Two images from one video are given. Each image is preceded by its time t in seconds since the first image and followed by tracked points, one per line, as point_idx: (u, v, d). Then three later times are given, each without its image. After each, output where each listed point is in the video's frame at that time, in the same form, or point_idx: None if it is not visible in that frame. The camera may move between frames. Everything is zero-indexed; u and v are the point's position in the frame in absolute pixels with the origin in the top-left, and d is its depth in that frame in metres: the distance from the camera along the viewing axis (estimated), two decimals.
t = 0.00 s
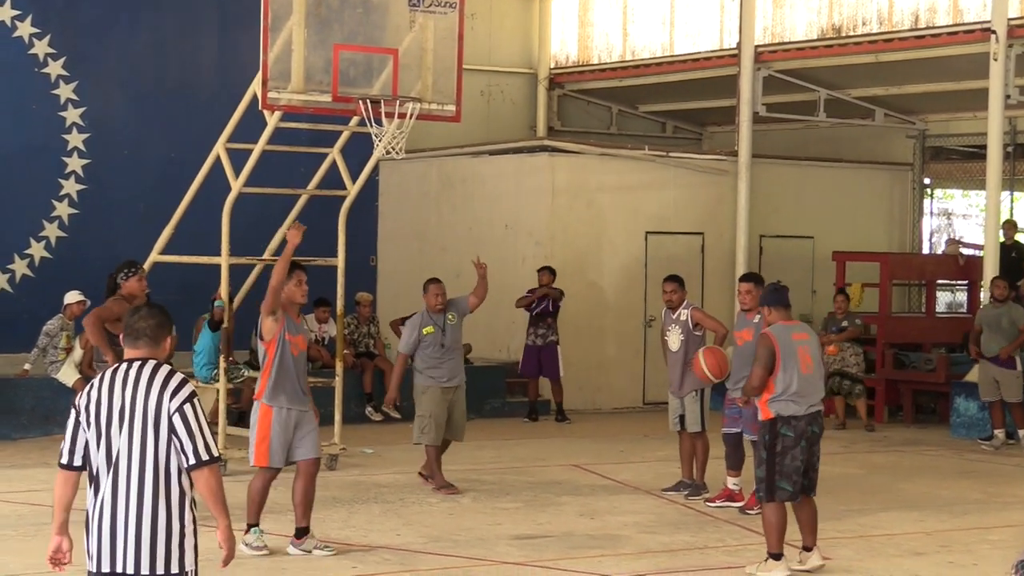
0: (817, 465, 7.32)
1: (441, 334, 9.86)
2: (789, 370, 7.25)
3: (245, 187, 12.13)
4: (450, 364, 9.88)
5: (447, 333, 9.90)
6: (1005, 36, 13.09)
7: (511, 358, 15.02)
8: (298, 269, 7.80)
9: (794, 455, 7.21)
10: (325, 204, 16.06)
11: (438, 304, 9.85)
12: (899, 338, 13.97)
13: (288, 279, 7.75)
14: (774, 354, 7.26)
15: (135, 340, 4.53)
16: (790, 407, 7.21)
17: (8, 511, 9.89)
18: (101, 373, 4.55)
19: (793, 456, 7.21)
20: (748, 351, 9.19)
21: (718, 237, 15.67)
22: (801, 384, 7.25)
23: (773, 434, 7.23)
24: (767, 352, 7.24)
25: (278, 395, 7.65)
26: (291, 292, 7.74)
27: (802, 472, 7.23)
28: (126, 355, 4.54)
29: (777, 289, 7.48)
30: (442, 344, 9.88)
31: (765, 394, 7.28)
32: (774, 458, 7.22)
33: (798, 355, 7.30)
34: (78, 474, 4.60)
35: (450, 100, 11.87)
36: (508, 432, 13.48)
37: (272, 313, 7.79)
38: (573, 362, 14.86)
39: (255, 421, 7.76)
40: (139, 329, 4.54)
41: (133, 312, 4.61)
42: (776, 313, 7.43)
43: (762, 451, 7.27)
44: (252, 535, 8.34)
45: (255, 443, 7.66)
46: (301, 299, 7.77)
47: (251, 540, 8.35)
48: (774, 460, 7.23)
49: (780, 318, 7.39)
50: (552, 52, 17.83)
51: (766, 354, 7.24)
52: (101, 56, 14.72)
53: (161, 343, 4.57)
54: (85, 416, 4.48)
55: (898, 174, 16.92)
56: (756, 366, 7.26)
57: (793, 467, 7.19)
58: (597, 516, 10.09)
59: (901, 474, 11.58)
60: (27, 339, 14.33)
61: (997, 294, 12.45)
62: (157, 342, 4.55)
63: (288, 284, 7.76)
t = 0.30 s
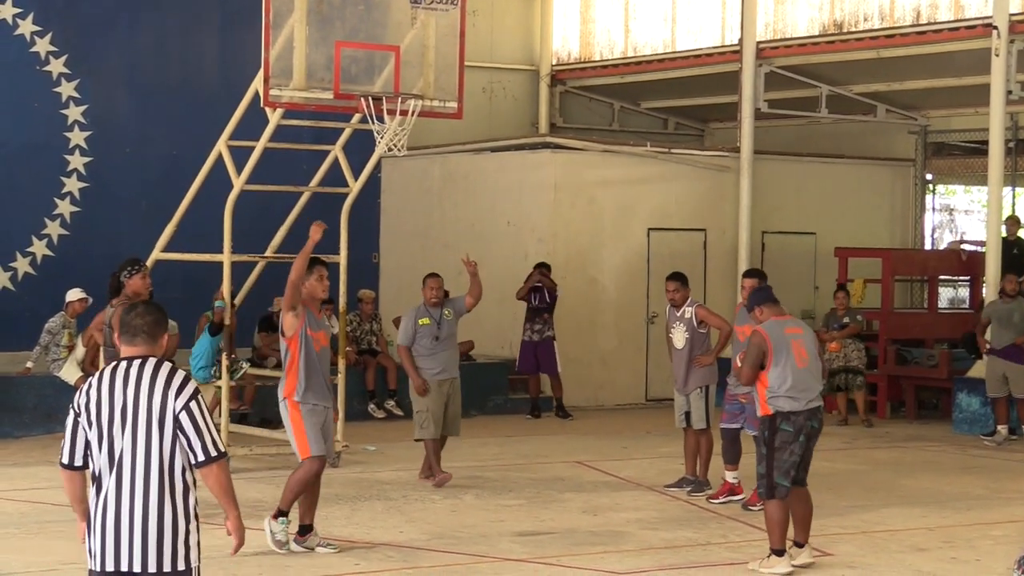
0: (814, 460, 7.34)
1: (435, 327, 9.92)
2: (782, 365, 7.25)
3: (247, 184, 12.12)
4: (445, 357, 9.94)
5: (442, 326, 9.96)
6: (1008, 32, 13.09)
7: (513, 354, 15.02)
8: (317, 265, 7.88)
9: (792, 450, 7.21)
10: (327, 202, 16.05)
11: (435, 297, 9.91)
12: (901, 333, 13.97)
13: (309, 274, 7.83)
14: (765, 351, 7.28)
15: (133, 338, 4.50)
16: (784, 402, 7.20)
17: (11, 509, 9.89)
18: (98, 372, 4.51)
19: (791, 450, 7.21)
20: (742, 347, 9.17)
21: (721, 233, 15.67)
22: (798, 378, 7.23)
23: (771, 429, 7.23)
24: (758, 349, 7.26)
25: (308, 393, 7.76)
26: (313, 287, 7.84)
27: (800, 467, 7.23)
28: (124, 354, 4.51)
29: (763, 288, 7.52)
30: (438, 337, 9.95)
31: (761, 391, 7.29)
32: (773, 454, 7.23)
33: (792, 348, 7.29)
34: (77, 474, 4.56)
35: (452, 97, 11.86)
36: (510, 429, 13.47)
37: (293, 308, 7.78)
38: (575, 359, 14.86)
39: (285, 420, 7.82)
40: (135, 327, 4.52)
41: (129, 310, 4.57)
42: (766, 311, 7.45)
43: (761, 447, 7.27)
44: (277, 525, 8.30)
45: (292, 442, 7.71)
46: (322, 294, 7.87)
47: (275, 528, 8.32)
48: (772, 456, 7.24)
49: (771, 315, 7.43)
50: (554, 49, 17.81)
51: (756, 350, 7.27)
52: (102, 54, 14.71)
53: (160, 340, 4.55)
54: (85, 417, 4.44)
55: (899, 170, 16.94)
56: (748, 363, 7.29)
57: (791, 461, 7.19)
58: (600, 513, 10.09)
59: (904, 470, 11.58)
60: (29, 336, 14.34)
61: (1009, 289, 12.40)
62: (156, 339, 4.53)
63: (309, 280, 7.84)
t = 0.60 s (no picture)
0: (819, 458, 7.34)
1: (430, 318, 10.04)
2: (788, 359, 7.26)
3: (246, 182, 12.10)
4: (437, 348, 10.05)
5: (436, 318, 10.09)
6: (1007, 31, 13.08)
7: (511, 352, 15.02)
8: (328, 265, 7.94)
9: (797, 448, 7.22)
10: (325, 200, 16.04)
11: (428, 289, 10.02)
12: (900, 332, 13.97)
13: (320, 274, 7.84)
14: (771, 347, 7.25)
15: (129, 336, 4.47)
16: (793, 400, 7.20)
17: (9, 507, 9.87)
18: (94, 370, 4.50)
19: (796, 449, 7.21)
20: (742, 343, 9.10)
21: (720, 231, 15.67)
22: (803, 375, 7.25)
23: (777, 428, 7.22)
24: (764, 345, 7.23)
25: (319, 394, 7.84)
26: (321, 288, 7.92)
27: (803, 465, 7.26)
28: (119, 352, 4.48)
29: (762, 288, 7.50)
30: (431, 328, 10.06)
31: (768, 389, 7.27)
32: (777, 451, 7.23)
33: (796, 345, 7.29)
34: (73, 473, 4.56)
35: (452, 95, 11.83)
36: (509, 426, 13.48)
37: (302, 309, 7.85)
38: (574, 356, 14.86)
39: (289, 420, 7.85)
40: (131, 325, 4.48)
41: (122, 308, 4.54)
42: (766, 312, 7.44)
43: (764, 442, 7.27)
44: (306, 540, 8.14)
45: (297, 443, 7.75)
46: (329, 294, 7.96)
47: (302, 548, 8.14)
48: (775, 453, 7.24)
49: (770, 315, 7.40)
50: (553, 46, 17.79)
51: (763, 347, 7.23)
52: (101, 51, 14.68)
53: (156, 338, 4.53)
54: (82, 414, 4.44)
55: (899, 169, 16.93)
56: (754, 361, 7.24)
57: (794, 459, 7.21)
58: (600, 511, 10.09)
59: (903, 468, 11.59)
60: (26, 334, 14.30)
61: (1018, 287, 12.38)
62: (152, 337, 4.50)
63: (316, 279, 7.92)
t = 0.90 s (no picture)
0: (818, 456, 7.34)
1: (415, 318, 10.11)
2: (786, 357, 7.27)
3: (245, 181, 12.10)
4: (420, 348, 10.11)
5: (423, 318, 10.15)
6: (1004, 30, 13.08)
7: (510, 352, 15.02)
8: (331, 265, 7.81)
9: (797, 446, 7.21)
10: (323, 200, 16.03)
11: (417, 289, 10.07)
12: (898, 331, 13.97)
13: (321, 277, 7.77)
14: (768, 346, 7.27)
15: (127, 336, 4.47)
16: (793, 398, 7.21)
17: (8, 507, 9.87)
18: (94, 371, 4.53)
19: (796, 446, 7.21)
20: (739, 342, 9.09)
21: (719, 231, 15.68)
22: (802, 373, 7.25)
23: (777, 426, 7.21)
24: (762, 344, 7.25)
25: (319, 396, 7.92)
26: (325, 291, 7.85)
27: (800, 463, 7.25)
28: (117, 352, 4.49)
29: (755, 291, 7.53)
30: (417, 328, 10.14)
31: (768, 389, 7.27)
32: (777, 450, 7.20)
33: (793, 343, 7.30)
34: (73, 473, 4.59)
35: (450, 94, 11.84)
36: (508, 426, 13.47)
37: (312, 313, 7.78)
38: (573, 357, 14.86)
39: (282, 420, 7.88)
40: (129, 325, 4.48)
41: (120, 308, 4.54)
42: (760, 312, 7.46)
43: (764, 442, 7.24)
44: (304, 541, 8.14)
45: (290, 443, 7.80)
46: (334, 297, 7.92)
47: (300, 548, 8.14)
48: (775, 453, 7.22)
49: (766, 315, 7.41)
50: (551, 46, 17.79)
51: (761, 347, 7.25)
52: (99, 52, 14.68)
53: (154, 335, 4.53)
54: (81, 414, 4.46)
55: (898, 168, 16.92)
56: (754, 361, 7.27)
57: (795, 458, 7.21)
58: (598, 510, 10.09)
59: (901, 467, 11.59)
60: (25, 335, 14.28)
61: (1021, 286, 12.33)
62: (150, 337, 4.50)
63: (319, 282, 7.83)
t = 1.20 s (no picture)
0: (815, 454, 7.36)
1: (397, 322, 10.26)
2: (775, 360, 7.25)
3: (243, 181, 12.09)
4: (399, 351, 10.29)
5: (405, 321, 10.29)
6: (1003, 29, 13.07)
7: (510, 351, 15.02)
8: (326, 268, 8.03)
9: (794, 447, 7.23)
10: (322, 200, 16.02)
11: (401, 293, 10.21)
12: (897, 330, 13.98)
13: (316, 278, 7.96)
14: (757, 351, 7.25)
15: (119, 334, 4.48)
16: (790, 399, 7.21)
17: (7, 507, 9.87)
18: (94, 370, 4.54)
19: (795, 447, 7.22)
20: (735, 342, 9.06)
21: (717, 230, 15.67)
22: (795, 374, 7.26)
23: (774, 428, 7.21)
24: (750, 350, 7.23)
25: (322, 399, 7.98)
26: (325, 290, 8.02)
27: (800, 463, 7.28)
28: (114, 353, 4.52)
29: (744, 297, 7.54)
30: (399, 331, 10.30)
31: (760, 393, 7.26)
32: (775, 452, 7.22)
33: (783, 344, 7.28)
34: (74, 471, 4.60)
35: (449, 94, 11.82)
36: (507, 426, 13.47)
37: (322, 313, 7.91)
38: (573, 356, 14.86)
39: (287, 423, 7.86)
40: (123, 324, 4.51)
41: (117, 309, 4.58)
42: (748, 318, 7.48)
43: (763, 444, 7.25)
44: (302, 541, 8.13)
45: (298, 445, 7.78)
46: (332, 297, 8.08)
47: (300, 548, 8.14)
48: (774, 454, 7.22)
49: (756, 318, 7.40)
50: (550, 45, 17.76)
51: (749, 352, 7.24)
52: (97, 51, 14.68)
53: (148, 334, 4.54)
54: (79, 414, 4.47)
55: (896, 167, 16.95)
56: (742, 366, 7.28)
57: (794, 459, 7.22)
58: (597, 510, 10.09)
59: (900, 467, 11.59)
60: (24, 335, 14.28)
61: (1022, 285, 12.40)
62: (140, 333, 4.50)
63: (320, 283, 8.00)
